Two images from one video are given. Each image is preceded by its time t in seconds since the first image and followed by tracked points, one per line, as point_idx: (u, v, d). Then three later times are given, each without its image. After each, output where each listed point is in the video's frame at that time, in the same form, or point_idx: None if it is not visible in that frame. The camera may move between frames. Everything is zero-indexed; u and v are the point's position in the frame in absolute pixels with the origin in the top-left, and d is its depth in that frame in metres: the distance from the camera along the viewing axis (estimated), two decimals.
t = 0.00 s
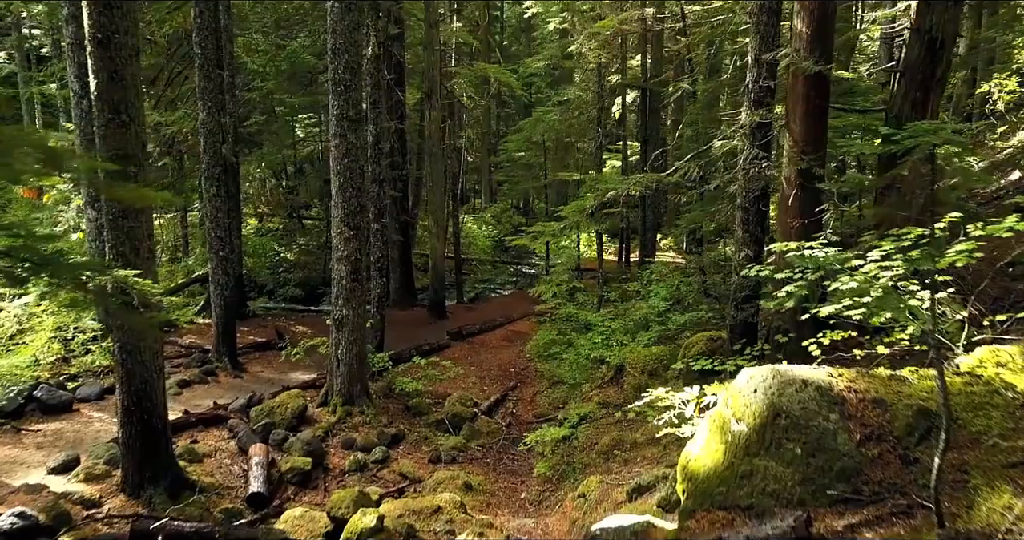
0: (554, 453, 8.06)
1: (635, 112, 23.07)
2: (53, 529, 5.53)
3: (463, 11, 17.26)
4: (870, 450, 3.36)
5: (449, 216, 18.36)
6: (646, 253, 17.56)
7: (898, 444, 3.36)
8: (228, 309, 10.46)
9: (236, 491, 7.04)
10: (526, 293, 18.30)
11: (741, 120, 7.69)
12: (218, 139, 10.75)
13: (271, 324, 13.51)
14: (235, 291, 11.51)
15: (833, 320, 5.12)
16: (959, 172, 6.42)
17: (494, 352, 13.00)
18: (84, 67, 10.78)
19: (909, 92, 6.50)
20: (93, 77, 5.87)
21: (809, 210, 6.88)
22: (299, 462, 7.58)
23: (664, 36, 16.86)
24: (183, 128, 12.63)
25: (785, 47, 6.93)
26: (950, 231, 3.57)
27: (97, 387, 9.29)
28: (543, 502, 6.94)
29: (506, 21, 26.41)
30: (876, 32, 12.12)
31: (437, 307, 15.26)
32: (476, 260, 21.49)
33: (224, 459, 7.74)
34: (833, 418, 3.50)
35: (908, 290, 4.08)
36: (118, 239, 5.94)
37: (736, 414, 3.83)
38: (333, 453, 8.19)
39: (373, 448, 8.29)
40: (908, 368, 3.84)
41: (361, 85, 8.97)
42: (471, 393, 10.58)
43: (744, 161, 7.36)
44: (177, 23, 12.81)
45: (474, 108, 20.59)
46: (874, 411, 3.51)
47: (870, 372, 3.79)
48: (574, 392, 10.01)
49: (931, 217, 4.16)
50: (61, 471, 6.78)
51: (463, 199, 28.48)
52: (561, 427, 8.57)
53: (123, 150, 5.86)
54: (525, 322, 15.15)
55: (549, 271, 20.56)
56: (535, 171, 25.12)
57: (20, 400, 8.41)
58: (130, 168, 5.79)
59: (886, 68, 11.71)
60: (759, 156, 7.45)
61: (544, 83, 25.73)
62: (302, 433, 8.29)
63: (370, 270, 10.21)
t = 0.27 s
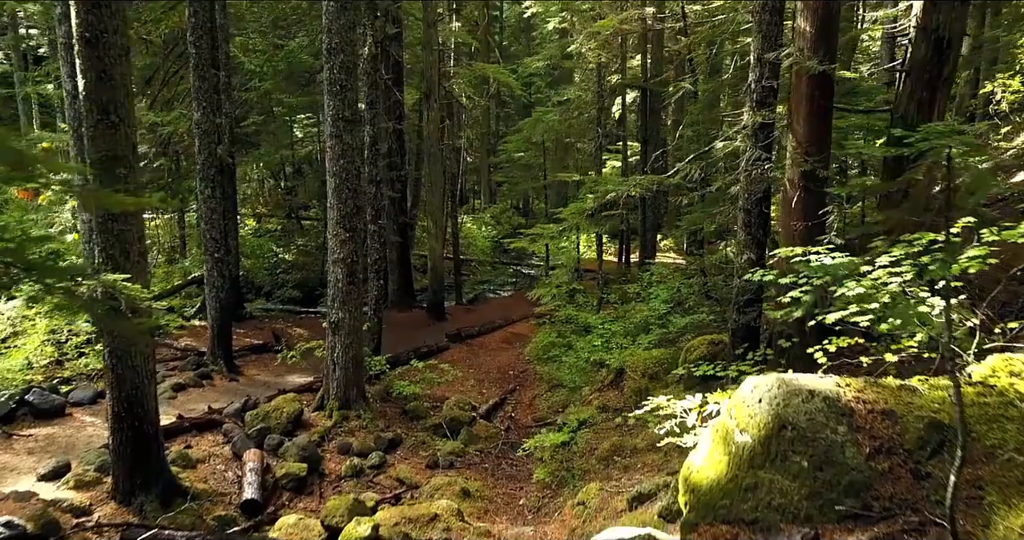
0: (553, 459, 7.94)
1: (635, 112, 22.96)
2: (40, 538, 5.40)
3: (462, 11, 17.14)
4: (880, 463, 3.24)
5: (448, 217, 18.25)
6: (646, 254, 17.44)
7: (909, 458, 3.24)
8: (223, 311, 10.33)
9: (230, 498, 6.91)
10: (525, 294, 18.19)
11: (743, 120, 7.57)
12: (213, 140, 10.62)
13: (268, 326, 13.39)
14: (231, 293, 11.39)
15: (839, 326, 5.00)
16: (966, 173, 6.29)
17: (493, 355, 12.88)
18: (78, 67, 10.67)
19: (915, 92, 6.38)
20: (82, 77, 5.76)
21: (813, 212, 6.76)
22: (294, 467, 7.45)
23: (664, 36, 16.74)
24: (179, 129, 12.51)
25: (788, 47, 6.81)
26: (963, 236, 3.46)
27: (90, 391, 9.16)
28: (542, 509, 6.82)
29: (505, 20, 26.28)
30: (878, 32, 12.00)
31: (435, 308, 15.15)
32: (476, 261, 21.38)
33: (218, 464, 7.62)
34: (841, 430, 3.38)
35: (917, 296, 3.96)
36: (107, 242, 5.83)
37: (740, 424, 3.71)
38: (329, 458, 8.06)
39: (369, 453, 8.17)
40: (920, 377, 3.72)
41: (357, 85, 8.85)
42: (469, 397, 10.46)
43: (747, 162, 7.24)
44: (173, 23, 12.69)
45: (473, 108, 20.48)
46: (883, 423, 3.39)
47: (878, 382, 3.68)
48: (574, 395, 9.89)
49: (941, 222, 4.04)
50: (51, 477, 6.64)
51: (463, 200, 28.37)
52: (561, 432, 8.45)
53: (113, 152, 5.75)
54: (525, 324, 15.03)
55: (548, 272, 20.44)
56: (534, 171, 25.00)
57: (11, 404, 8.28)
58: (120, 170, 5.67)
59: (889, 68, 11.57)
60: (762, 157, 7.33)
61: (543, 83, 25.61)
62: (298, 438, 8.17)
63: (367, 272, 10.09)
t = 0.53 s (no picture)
0: (552, 466, 7.78)
1: (635, 113, 22.80)
2: None
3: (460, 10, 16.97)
4: (893, 483, 3.09)
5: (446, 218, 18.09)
6: (646, 256, 17.29)
7: (923, 476, 3.11)
8: (217, 315, 10.17)
9: (220, 507, 6.74)
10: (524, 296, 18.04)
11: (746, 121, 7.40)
12: (206, 141, 10.45)
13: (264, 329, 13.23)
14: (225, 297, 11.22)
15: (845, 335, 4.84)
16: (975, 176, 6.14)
17: (491, 358, 12.72)
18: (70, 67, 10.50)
19: (922, 92, 6.24)
20: (67, 77, 5.58)
21: (818, 215, 6.61)
22: (287, 475, 7.30)
23: (664, 36, 16.58)
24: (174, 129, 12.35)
25: (793, 46, 6.64)
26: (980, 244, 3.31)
27: (81, 397, 8.99)
28: (540, 519, 6.66)
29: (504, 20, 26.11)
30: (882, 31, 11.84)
31: (433, 311, 15.00)
32: (474, 262, 21.23)
33: (209, 473, 7.45)
34: (852, 447, 3.22)
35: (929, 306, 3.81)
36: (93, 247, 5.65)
37: (745, 438, 3.54)
38: (323, 465, 7.89)
39: (365, 460, 8.02)
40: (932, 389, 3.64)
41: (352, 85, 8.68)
42: (467, 402, 10.30)
43: (750, 164, 7.07)
44: (168, 23, 12.52)
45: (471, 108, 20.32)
46: (896, 440, 3.25)
47: (889, 395, 3.54)
48: (573, 401, 9.74)
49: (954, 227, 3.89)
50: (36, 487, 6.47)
51: (462, 201, 28.23)
52: (560, 438, 8.30)
53: (98, 154, 5.58)
54: (524, 326, 14.87)
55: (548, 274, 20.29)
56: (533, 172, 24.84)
57: None
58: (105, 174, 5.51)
59: (893, 68, 11.42)
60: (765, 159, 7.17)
61: (543, 83, 25.44)
62: (291, 445, 8.01)
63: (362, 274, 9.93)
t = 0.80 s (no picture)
0: (551, 473, 7.62)
1: (635, 113, 22.64)
2: None
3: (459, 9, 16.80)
4: (908, 502, 2.96)
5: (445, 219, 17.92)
6: (646, 257, 17.14)
7: (939, 495, 2.99)
8: (210, 317, 10.01)
9: (211, 516, 6.58)
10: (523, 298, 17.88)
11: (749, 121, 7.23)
12: (200, 141, 10.30)
13: (259, 331, 13.08)
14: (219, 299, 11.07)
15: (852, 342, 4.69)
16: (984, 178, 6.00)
17: (490, 361, 12.57)
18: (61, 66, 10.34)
19: (930, 91, 6.10)
20: (51, 76, 5.43)
21: (822, 218, 6.47)
22: (280, 483, 7.14)
23: (665, 35, 16.42)
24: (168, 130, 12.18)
25: (796, 44, 6.48)
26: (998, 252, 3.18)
27: (70, 402, 8.82)
28: (538, 529, 6.50)
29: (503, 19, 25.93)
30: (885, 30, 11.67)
31: (431, 313, 14.85)
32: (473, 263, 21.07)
33: (200, 481, 7.29)
34: (864, 463, 3.08)
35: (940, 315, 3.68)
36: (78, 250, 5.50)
37: (750, 452, 3.36)
38: (317, 472, 7.73)
39: (360, 467, 7.86)
40: (944, 401, 3.57)
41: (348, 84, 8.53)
42: (465, 406, 10.15)
43: (753, 165, 6.91)
44: (162, 21, 12.35)
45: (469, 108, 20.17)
46: (909, 457, 3.13)
47: (902, 408, 3.42)
48: (572, 405, 9.58)
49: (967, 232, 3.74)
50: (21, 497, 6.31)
51: (461, 201, 28.07)
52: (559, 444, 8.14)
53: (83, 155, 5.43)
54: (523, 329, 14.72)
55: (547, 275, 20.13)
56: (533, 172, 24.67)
57: None
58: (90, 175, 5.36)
59: (897, 67, 11.25)
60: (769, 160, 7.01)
61: (542, 83, 25.27)
62: (285, 452, 7.85)
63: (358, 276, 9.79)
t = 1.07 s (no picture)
0: (549, 480, 7.47)
1: (634, 112, 22.50)
2: None
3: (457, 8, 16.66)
4: (925, 523, 2.78)
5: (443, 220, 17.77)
6: (646, 258, 16.99)
7: (958, 516, 2.81)
8: (203, 320, 9.85)
9: (201, 525, 6.41)
10: (522, 299, 17.73)
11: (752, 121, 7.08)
12: (193, 142, 10.15)
13: (255, 334, 12.92)
14: (213, 302, 10.91)
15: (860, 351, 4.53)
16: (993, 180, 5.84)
17: (488, 364, 12.41)
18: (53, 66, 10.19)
19: (938, 90, 5.94)
20: (34, 75, 5.28)
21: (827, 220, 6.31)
22: (272, 491, 6.98)
23: (665, 34, 16.28)
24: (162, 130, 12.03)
25: (800, 43, 6.33)
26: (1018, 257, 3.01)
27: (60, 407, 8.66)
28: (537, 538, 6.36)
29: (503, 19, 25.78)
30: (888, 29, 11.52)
31: (429, 314, 14.69)
32: (472, 264, 20.92)
33: (191, 488, 7.13)
34: (877, 481, 2.91)
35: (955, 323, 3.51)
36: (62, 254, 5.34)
37: (757, 469, 3.21)
38: (311, 479, 7.58)
39: (355, 474, 7.71)
40: (959, 414, 3.39)
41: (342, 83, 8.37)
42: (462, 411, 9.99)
43: (756, 166, 6.76)
44: (156, 21, 12.20)
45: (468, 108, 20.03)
46: (924, 474, 2.95)
47: (915, 422, 3.25)
48: (571, 410, 9.43)
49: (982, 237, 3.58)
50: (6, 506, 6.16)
51: (461, 201, 27.93)
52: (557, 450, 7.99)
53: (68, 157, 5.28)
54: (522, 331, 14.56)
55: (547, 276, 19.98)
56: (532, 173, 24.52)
57: None
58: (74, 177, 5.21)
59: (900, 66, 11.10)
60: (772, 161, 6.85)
61: (542, 83, 25.13)
62: (278, 458, 7.70)
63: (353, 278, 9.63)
